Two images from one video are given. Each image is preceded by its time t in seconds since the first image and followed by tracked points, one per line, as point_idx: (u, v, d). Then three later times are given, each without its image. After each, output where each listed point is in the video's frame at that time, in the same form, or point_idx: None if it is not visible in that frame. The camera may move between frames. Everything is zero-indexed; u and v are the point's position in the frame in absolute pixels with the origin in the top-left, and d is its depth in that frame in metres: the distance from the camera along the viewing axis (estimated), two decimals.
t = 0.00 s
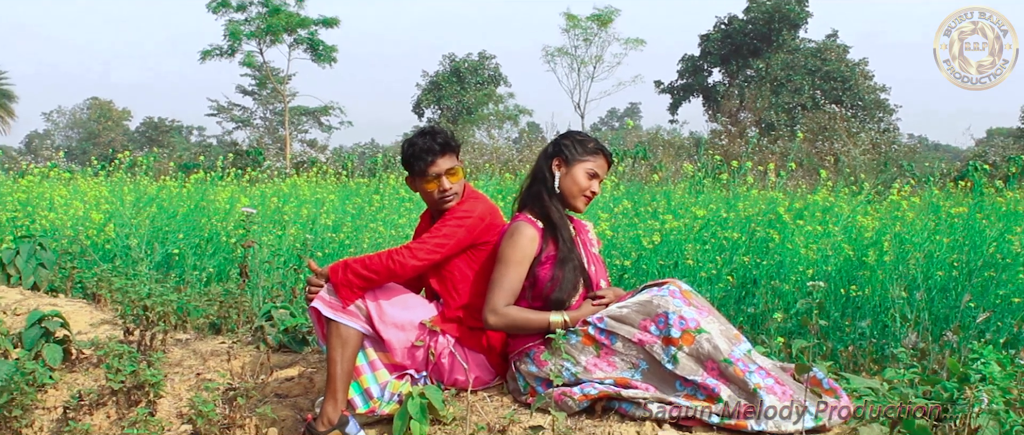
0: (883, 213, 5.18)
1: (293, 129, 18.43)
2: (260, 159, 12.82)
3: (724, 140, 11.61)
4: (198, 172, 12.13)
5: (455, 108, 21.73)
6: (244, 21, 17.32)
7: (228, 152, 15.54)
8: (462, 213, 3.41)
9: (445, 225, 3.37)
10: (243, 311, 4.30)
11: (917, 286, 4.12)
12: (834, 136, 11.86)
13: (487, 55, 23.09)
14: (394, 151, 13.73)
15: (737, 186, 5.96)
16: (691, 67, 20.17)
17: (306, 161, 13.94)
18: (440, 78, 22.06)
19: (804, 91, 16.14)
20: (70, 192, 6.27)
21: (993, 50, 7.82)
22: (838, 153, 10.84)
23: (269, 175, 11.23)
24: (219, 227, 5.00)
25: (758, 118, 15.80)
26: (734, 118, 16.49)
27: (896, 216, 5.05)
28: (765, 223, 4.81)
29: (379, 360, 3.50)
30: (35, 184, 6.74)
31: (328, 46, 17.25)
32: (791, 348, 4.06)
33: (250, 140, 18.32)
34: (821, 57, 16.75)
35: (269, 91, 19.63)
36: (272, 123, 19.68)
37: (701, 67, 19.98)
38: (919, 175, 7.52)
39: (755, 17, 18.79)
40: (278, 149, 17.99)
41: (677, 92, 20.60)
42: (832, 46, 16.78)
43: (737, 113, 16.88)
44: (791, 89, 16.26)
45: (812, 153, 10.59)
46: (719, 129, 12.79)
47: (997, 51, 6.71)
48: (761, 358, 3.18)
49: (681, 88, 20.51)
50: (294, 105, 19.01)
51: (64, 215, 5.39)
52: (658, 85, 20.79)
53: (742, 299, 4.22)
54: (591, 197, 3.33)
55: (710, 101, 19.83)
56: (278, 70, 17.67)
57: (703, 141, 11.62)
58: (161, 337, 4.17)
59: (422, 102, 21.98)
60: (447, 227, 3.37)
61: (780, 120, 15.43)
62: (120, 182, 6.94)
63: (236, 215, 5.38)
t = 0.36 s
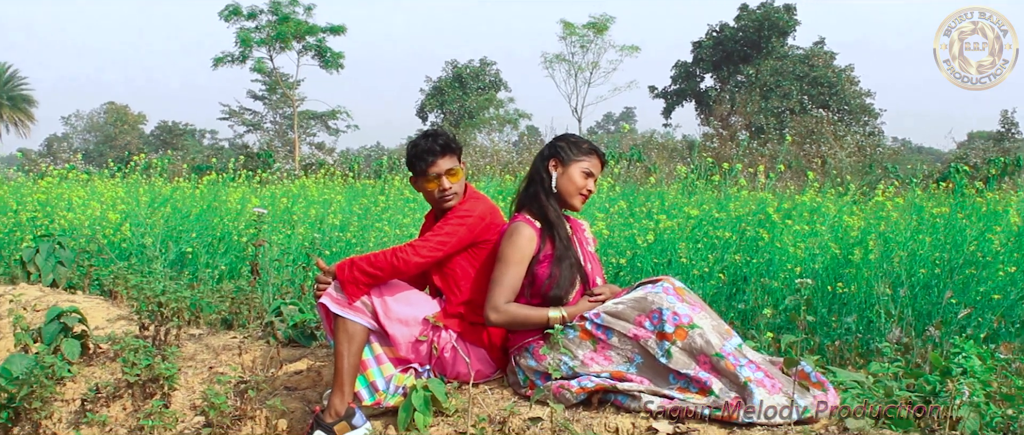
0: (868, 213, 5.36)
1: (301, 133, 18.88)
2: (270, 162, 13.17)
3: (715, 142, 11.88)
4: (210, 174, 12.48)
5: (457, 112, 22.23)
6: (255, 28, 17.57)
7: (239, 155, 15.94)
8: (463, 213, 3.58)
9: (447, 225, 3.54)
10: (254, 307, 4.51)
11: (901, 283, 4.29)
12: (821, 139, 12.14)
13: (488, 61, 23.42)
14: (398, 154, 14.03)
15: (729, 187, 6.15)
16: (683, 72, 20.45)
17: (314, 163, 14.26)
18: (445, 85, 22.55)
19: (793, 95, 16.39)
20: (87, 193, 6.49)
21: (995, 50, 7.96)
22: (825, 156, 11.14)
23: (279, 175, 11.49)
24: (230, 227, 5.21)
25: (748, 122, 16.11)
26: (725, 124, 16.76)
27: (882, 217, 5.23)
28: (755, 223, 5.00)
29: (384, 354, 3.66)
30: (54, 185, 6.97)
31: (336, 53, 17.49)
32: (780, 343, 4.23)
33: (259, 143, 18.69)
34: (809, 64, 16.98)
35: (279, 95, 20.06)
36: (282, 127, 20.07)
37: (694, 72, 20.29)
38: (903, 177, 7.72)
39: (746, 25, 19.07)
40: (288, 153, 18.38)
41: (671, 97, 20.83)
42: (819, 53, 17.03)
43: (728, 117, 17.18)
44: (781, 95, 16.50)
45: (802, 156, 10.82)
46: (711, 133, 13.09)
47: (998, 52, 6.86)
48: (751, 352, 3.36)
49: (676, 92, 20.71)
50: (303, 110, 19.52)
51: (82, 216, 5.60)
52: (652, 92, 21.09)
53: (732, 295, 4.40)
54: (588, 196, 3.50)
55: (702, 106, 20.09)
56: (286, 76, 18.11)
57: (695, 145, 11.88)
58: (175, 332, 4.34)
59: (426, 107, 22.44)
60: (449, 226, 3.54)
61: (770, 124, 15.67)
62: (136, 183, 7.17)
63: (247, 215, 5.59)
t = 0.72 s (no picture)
0: (853, 213, 5.56)
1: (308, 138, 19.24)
2: (278, 164, 13.44)
3: (706, 146, 12.10)
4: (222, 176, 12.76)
5: (460, 117, 22.43)
6: (267, 37, 17.74)
7: (248, 158, 16.22)
8: (465, 213, 3.77)
9: (450, 224, 3.73)
10: (265, 304, 4.68)
11: (885, 280, 4.48)
12: (809, 143, 12.41)
13: (489, 68, 23.61)
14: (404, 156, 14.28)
15: (722, 188, 6.35)
16: (676, 79, 20.60)
17: (321, 166, 14.51)
18: (448, 91, 22.60)
19: (781, 101, 16.59)
20: (105, 193, 6.70)
21: (995, 50, 8.10)
22: (813, 159, 11.36)
23: (287, 176, 11.73)
24: (242, 227, 5.41)
25: (739, 125, 16.11)
26: (717, 128, 16.98)
27: (868, 217, 5.42)
28: (745, 223, 5.19)
29: (390, 349, 3.85)
30: (73, 186, 7.18)
31: (343, 59, 17.67)
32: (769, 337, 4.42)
33: (269, 146, 18.97)
34: (796, 70, 17.22)
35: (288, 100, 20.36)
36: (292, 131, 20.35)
37: (686, 78, 20.42)
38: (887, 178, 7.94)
39: (737, 32, 19.31)
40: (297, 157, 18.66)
41: (665, 101, 21.01)
42: (807, 60, 17.27)
43: (719, 121, 17.40)
44: (769, 100, 16.69)
45: (790, 159, 11.02)
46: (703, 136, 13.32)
47: (998, 51, 7.08)
48: (742, 346, 3.53)
49: (669, 98, 20.89)
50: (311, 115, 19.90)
51: (100, 216, 5.81)
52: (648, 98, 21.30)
53: (723, 292, 4.59)
54: (584, 193, 3.70)
55: (694, 111, 20.23)
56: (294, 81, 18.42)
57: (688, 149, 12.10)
58: (189, 327, 4.52)
59: (429, 111, 22.69)
60: (451, 226, 3.72)
61: (759, 128, 15.71)
62: (151, 184, 7.38)
63: (257, 215, 5.79)
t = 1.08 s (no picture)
0: (839, 214, 5.77)
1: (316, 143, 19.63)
2: (288, 166, 13.73)
3: (699, 150, 12.36)
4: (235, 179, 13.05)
5: (463, 121, 22.58)
6: (278, 45, 17.96)
7: (256, 161, 16.50)
8: (468, 213, 3.97)
9: (453, 224, 3.92)
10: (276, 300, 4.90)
11: (869, 278, 4.68)
12: (795, 146, 12.70)
13: (490, 75, 23.86)
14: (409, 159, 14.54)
15: (714, 189, 6.56)
16: (668, 85, 20.88)
17: (327, 169, 14.78)
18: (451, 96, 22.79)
19: (769, 106, 16.81)
20: (122, 195, 6.91)
21: (991, 52, 8.27)
22: (800, 162, 11.67)
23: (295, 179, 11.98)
24: (254, 226, 5.62)
25: (728, 129, 16.45)
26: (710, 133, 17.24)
27: (853, 217, 5.63)
28: (736, 222, 5.40)
29: (394, 343, 4.05)
30: (92, 187, 7.40)
31: (351, 66, 17.86)
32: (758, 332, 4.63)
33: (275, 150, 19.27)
34: (783, 77, 17.45)
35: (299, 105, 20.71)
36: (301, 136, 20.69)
37: (678, 85, 20.67)
38: (874, 180, 8.15)
39: (726, 41, 19.45)
40: (306, 160, 18.94)
41: (657, 107, 21.28)
42: (793, 67, 17.58)
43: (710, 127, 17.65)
44: (758, 105, 16.92)
45: (776, 163, 11.28)
46: (697, 140, 13.59)
47: (997, 52, 7.06)
48: (733, 341, 3.74)
49: (662, 103, 21.16)
50: (321, 119, 20.04)
51: (117, 216, 6.02)
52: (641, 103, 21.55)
53: (715, 288, 4.80)
54: (581, 191, 3.91)
55: (686, 116, 20.46)
56: (304, 88, 18.72)
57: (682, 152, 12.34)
58: (204, 322, 4.72)
59: (433, 116, 22.95)
60: (454, 225, 3.92)
61: (748, 131, 16.00)
62: (167, 186, 7.60)
63: (268, 216, 6.01)
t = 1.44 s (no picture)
0: (840, 213, 5.75)
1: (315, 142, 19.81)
2: (285, 166, 13.79)
3: (700, 149, 12.38)
4: (233, 179, 13.09)
5: (460, 119, 22.71)
6: (276, 44, 17.95)
7: (255, 161, 16.53)
8: (467, 213, 3.95)
9: (452, 224, 3.91)
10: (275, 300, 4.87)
11: (870, 278, 4.68)
12: (796, 146, 12.69)
13: (490, 74, 23.88)
14: (409, 159, 14.57)
15: (715, 188, 6.54)
16: (669, 84, 20.84)
17: (327, 168, 14.82)
18: (451, 95, 22.86)
19: (770, 105, 16.82)
20: (121, 195, 6.91)
21: (994, 51, 8.27)
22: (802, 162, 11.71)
23: (293, 179, 12.00)
24: (253, 226, 5.61)
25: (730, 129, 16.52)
26: (712, 131, 17.25)
27: (854, 217, 5.62)
28: (737, 222, 5.40)
29: (394, 343, 4.03)
30: (91, 187, 7.39)
31: (351, 65, 17.85)
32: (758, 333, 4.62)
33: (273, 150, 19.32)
34: (785, 76, 17.46)
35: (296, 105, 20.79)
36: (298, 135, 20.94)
37: (679, 84, 20.66)
38: (874, 179, 8.13)
39: (726, 40, 19.48)
40: (306, 160, 18.97)
41: (658, 107, 21.31)
42: (796, 66, 17.50)
43: (713, 127, 17.62)
44: (760, 105, 16.98)
45: (780, 162, 11.30)
46: (697, 140, 13.61)
47: (998, 51, 7.24)
48: (734, 341, 3.72)
49: (662, 103, 21.19)
50: (319, 119, 20.10)
51: (116, 216, 6.02)
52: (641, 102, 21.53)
53: (715, 289, 4.79)
54: (579, 189, 3.89)
55: (687, 116, 20.45)
56: (302, 87, 18.76)
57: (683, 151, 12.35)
58: (203, 323, 4.70)
59: (431, 115, 23.00)
60: (453, 225, 3.90)
61: (750, 132, 16.11)
62: (166, 186, 7.60)
63: (267, 216, 6.01)
